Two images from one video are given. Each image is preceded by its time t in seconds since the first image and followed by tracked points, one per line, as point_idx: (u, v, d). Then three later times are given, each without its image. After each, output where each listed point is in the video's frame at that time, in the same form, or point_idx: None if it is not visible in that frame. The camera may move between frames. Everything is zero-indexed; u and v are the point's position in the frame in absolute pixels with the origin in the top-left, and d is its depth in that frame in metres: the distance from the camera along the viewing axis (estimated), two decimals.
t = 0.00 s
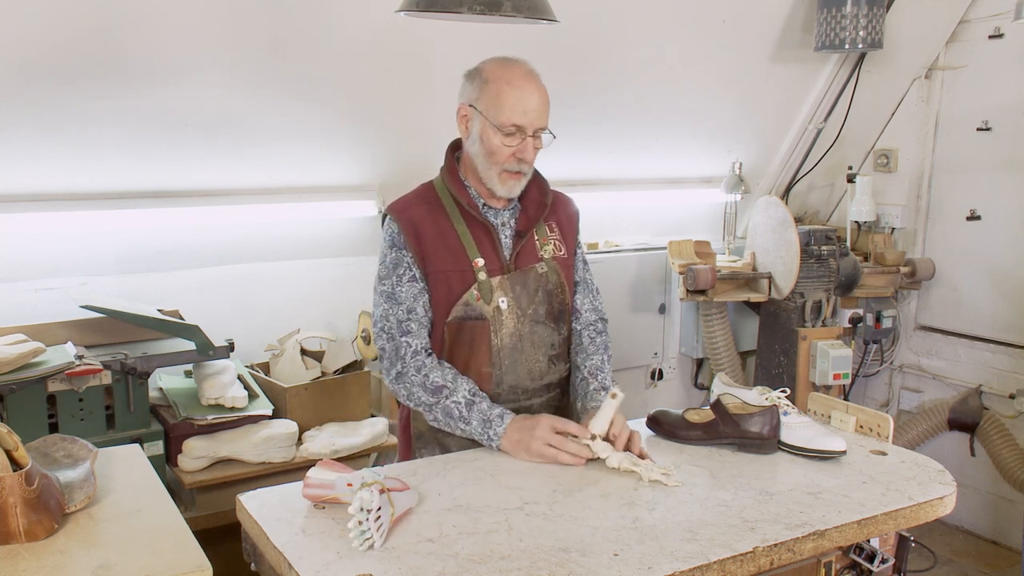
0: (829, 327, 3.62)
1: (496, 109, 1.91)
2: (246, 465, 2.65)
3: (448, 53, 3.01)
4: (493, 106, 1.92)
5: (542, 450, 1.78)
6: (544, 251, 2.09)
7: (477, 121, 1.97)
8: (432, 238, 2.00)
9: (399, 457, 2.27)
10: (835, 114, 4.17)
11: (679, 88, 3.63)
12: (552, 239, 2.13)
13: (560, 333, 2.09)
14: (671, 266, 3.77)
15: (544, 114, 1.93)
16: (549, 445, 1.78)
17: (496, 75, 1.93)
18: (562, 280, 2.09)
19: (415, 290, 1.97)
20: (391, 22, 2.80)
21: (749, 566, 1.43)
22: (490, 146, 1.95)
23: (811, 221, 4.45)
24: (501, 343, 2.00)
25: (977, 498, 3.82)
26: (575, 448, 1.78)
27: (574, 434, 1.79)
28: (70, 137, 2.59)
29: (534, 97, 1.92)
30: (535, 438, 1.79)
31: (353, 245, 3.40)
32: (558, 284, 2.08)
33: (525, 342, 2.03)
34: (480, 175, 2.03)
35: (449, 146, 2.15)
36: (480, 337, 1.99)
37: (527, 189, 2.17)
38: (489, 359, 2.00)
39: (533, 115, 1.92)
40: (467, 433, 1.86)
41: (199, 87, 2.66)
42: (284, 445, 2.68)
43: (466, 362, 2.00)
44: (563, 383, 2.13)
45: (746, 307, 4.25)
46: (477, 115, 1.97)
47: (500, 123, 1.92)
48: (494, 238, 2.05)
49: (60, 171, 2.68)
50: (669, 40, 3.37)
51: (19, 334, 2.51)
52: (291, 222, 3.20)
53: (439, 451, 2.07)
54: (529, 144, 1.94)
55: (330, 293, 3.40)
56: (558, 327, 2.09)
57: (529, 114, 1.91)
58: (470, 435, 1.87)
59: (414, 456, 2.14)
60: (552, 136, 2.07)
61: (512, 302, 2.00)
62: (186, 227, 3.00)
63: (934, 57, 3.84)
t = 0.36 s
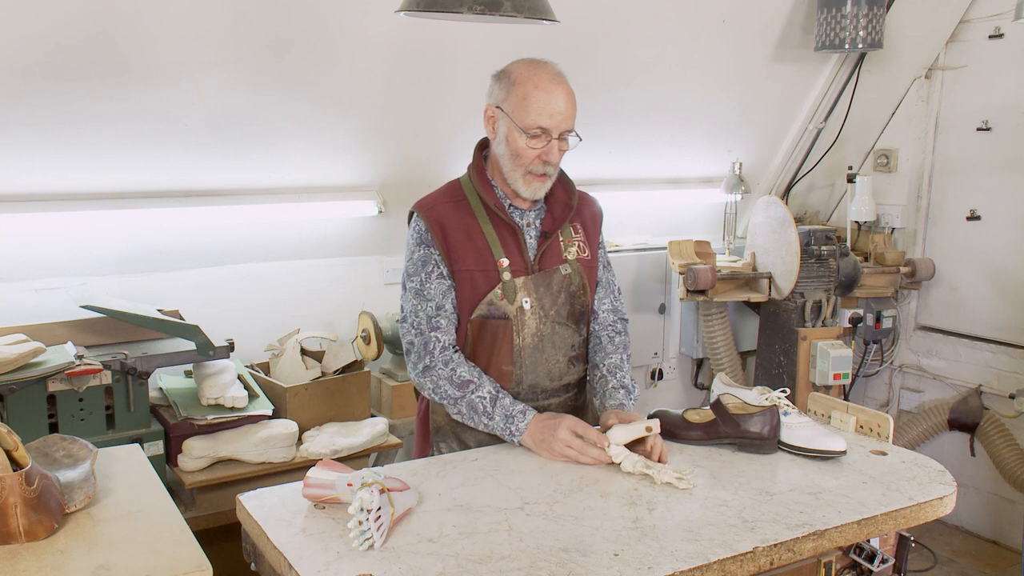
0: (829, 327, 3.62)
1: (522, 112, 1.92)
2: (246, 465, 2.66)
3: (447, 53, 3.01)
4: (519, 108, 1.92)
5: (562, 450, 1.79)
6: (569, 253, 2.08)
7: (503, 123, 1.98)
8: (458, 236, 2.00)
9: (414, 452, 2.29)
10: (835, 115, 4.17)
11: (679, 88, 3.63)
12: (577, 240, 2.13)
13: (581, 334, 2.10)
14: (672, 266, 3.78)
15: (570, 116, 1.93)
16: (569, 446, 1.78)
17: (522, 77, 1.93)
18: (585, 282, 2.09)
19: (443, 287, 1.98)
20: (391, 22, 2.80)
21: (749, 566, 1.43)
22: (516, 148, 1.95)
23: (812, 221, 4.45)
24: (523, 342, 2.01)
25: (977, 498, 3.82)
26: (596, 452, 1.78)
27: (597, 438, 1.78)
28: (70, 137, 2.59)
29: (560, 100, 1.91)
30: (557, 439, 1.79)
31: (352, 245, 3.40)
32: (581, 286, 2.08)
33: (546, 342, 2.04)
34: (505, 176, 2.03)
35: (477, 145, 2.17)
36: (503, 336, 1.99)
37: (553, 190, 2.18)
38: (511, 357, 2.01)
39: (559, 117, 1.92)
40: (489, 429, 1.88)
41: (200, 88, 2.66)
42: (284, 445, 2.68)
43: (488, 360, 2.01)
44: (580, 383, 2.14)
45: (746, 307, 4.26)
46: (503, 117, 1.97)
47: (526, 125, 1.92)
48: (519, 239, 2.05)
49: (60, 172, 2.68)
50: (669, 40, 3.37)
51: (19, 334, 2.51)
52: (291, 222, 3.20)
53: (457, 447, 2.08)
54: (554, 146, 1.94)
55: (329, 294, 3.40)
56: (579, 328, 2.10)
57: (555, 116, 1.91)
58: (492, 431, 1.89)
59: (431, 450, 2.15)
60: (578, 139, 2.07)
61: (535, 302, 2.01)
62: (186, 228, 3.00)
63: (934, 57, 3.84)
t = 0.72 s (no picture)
0: (829, 327, 3.63)
1: (515, 106, 1.93)
2: (246, 465, 2.65)
3: (447, 52, 3.01)
4: (512, 102, 1.94)
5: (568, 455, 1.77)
6: (571, 254, 2.08)
7: (499, 121, 1.99)
8: (461, 234, 2.01)
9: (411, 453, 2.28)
10: (834, 114, 4.17)
11: (679, 88, 3.62)
12: (579, 242, 2.13)
13: (581, 336, 2.10)
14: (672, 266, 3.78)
15: (563, 108, 1.94)
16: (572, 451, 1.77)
17: (515, 72, 1.95)
18: (587, 284, 2.09)
19: (446, 286, 1.98)
20: (390, 22, 2.80)
21: (749, 566, 1.43)
22: (511, 144, 1.96)
23: (812, 221, 4.45)
24: (522, 342, 2.00)
25: (977, 498, 3.82)
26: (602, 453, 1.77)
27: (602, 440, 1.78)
28: (69, 138, 2.59)
29: (553, 91, 1.92)
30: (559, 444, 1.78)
31: (353, 245, 3.40)
32: (582, 288, 2.08)
33: (546, 343, 2.04)
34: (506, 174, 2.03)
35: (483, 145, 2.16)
36: (502, 335, 1.99)
37: (557, 190, 2.17)
38: (509, 356, 2.00)
39: (551, 109, 1.92)
40: (489, 428, 1.88)
41: (199, 88, 2.66)
42: (284, 445, 2.68)
43: (487, 358, 2.01)
44: (579, 385, 2.13)
45: (746, 307, 4.26)
46: (499, 114, 1.98)
47: (519, 119, 1.93)
48: (521, 238, 2.05)
49: (60, 172, 2.68)
50: (669, 40, 3.37)
51: (19, 335, 2.51)
52: (291, 222, 3.20)
53: (454, 446, 2.08)
54: (548, 138, 1.94)
55: (330, 294, 3.40)
56: (579, 330, 2.10)
57: (548, 108, 1.92)
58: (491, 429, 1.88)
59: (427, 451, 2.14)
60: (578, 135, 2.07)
61: (536, 302, 2.01)
62: (186, 228, 3.00)
63: (934, 57, 3.84)
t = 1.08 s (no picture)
0: (829, 327, 3.63)
1: (463, 103, 2.02)
2: (246, 465, 2.65)
3: (447, 52, 3.01)
4: (460, 100, 2.03)
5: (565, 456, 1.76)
6: (556, 251, 2.09)
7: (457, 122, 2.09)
8: (443, 236, 2.03)
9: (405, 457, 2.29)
10: (834, 114, 4.17)
11: (678, 88, 3.62)
12: (564, 240, 2.14)
13: (570, 333, 2.10)
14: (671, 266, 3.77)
15: (507, 96, 1.99)
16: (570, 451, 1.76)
17: (465, 72, 2.04)
18: (573, 281, 2.10)
19: (431, 287, 2.00)
20: (390, 21, 2.80)
21: (749, 567, 1.43)
22: (467, 140, 2.05)
23: (811, 221, 4.45)
24: (509, 340, 2.01)
25: (977, 498, 3.82)
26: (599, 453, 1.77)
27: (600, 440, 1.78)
28: (69, 138, 2.59)
29: (497, 83, 1.99)
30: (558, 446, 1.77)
31: (353, 245, 3.40)
32: (568, 285, 2.09)
33: (533, 340, 2.04)
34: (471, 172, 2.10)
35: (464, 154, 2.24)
36: (488, 334, 2.00)
37: (540, 190, 2.19)
38: (496, 355, 2.01)
39: (494, 99, 1.98)
40: (478, 428, 1.87)
41: (199, 88, 2.66)
42: (283, 445, 2.68)
43: (474, 358, 2.01)
44: (570, 384, 2.13)
45: (746, 307, 4.26)
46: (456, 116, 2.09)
47: (467, 114, 2.02)
48: (504, 236, 2.07)
49: (60, 172, 2.68)
50: (668, 40, 3.37)
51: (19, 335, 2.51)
52: (291, 222, 3.19)
53: (445, 449, 2.08)
54: (495, 129, 2.00)
55: (329, 294, 3.40)
56: (568, 327, 2.10)
57: (491, 98, 1.98)
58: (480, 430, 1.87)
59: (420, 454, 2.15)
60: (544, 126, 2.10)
61: (521, 300, 2.02)
62: (186, 228, 3.00)
63: (934, 57, 3.84)
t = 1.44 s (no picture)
0: (829, 327, 3.63)
1: (462, 100, 2.05)
2: (246, 465, 2.65)
3: (447, 52, 3.01)
4: (459, 98, 2.06)
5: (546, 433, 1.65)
6: (547, 250, 2.12)
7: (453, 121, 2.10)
8: (434, 236, 2.03)
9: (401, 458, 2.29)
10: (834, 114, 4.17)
11: (678, 88, 3.62)
12: (555, 239, 2.16)
13: (564, 332, 2.10)
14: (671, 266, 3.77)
15: (507, 95, 2.03)
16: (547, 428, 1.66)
17: (463, 71, 2.07)
18: (565, 279, 2.10)
19: (416, 288, 2.01)
20: (390, 21, 2.80)
21: (749, 567, 1.43)
22: (465, 138, 2.07)
23: (811, 221, 4.46)
24: (504, 340, 2.01)
25: (977, 498, 3.82)
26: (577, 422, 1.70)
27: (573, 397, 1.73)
28: (68, 138, 2.59)
29: (494, 81, 2.02)
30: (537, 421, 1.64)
31: (353, 245, 3.40)
32: (561, 284, 2.09)
33: (528, 340, 2.04)
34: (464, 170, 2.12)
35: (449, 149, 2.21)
36: (483, 334, 2.00)
37: (530, 188, 2.21)
38: (492, 356, 2.01)
39: (494, 98, 2.02)
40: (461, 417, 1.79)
41: (199, 88, 2.66)
42: (284, 445, 2.68)
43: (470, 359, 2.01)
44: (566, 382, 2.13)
45: (746, 307, 4.26)
46: (452, 114, 2.10)
47: (466, 112, 2.05)
48: (496, 237, 2.08)
49: (59, 172, 2.68)
50: (668, 40, 3.37)
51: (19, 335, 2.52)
52: (291, 222, 3.19)
53: (441, 450, 2.07)
54: (495, 127, 2.03)
55: (330, 294, 3.40)
56: (561, 326, 2.10)
57: (490, 97, 2.02)
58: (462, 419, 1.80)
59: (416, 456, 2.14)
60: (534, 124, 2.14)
61: (515, 300, 2.02)
62: (185, 228, 2.99)
63: (934, 57, 3.84)
